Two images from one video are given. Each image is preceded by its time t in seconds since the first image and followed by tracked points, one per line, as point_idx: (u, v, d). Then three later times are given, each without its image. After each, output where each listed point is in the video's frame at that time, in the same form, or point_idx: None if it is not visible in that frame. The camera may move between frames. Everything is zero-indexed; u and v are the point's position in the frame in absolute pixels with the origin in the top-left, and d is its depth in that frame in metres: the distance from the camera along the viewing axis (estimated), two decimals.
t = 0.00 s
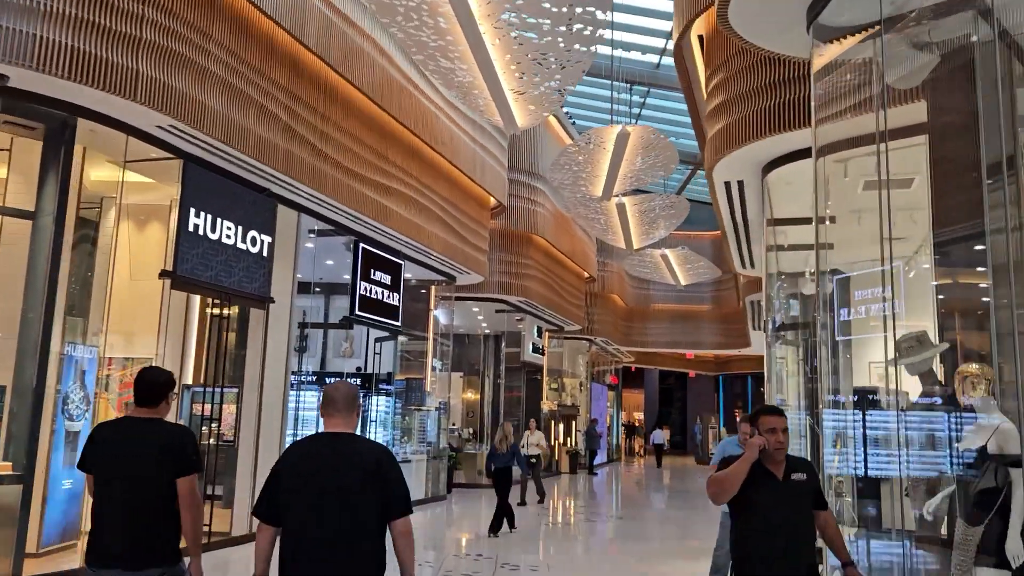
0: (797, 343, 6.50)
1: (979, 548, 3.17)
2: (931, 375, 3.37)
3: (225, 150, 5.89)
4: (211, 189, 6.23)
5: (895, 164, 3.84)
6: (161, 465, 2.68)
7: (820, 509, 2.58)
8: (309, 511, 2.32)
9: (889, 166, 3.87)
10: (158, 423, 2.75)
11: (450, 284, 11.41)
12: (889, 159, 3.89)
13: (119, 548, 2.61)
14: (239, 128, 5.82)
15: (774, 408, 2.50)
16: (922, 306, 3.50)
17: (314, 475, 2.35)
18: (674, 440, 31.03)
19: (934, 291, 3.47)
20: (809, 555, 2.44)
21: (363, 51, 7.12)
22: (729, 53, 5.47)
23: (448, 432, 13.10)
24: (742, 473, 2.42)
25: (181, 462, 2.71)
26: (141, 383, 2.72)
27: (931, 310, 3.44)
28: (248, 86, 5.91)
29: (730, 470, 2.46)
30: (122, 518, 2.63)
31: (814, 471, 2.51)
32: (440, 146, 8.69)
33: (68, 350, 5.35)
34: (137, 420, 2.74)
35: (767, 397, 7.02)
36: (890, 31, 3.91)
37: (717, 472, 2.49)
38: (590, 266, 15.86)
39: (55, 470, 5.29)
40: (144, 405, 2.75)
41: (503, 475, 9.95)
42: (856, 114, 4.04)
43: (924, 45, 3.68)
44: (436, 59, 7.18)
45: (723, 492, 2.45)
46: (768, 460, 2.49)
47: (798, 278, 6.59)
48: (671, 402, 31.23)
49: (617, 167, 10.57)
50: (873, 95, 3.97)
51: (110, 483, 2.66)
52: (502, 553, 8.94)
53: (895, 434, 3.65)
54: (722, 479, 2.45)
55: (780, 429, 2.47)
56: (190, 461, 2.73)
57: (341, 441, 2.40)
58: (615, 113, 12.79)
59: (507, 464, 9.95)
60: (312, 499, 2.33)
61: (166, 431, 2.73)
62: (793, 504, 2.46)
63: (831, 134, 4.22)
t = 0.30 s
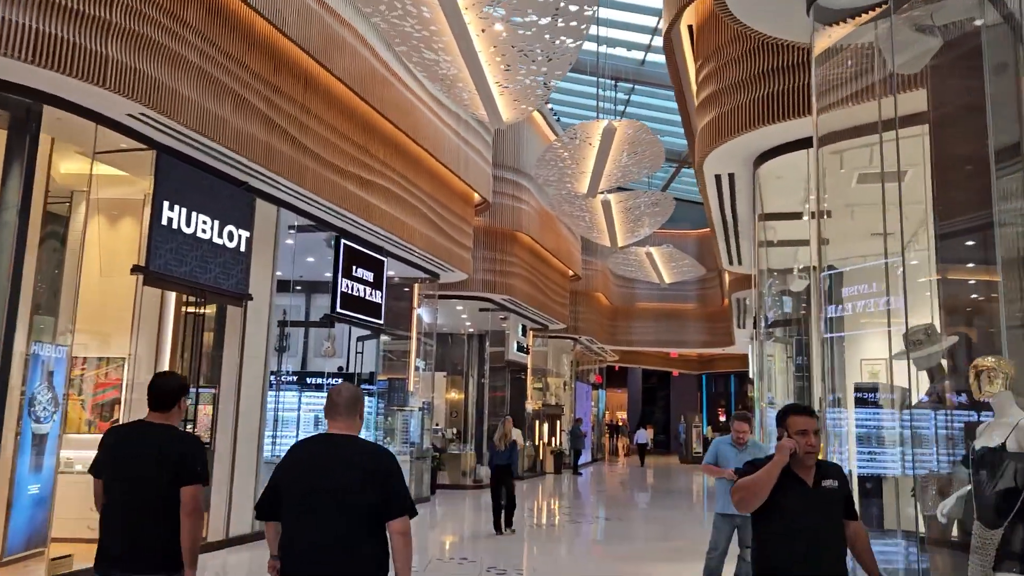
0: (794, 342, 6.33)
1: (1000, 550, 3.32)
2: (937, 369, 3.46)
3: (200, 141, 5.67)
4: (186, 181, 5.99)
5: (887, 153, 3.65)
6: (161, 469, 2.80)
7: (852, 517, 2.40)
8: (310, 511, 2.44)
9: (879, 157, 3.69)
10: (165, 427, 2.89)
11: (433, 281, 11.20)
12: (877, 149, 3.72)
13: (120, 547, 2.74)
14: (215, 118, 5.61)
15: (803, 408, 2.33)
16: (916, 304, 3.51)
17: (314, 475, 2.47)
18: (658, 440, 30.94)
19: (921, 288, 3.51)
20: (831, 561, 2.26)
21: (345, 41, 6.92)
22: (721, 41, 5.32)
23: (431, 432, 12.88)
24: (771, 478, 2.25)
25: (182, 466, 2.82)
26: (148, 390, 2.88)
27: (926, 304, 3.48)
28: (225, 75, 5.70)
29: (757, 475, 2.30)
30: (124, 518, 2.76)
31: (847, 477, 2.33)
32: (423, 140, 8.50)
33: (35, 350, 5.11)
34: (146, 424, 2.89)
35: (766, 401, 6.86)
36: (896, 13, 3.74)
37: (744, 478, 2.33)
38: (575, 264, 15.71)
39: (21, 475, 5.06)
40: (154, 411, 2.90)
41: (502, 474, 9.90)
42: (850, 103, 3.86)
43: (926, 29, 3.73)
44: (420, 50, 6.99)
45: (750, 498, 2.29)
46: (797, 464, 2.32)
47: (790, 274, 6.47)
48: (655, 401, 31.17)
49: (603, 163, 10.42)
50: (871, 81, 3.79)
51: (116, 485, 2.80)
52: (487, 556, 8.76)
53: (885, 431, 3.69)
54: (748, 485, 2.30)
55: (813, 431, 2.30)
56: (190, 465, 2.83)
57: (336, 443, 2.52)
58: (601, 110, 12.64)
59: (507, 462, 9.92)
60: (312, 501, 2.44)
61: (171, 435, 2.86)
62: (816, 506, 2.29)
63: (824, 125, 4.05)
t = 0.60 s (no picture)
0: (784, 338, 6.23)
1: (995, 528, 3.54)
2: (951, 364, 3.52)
3: (173, 132, 5.44)
4: (158, 174, 5.76)
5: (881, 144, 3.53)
6: (170, 465, 2.73)
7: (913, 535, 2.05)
8: (313, 510, 2.45)
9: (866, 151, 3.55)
10: (167, 429, 2.80)
11: (417, 279, 11.00)
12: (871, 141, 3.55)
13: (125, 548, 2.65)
14: (187, 107, 5.37)
15: (854, 412, 2.01)
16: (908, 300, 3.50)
17: (319, 476, 2.47)
18: (643, 436, 30.89)
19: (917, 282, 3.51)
20: None
21: (324, 29, 6.70)
22: (713, 29, 5.15)
23: (415, 432, 12.66)
24: (822, 492, 1.93)
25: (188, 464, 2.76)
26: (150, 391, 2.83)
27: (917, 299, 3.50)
28: (198, 63, 5.47)
29: (800, 487, 1.99)
30: (129, 516, 2.67)
31: (906, 488, 2.01)
32: (405, 133, 8.29)
33: None
34: (147, 424, 2.82)
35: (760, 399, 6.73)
36: None
37: (787, 492, 2.01)
38: (560, 260, 15.54)
39: None
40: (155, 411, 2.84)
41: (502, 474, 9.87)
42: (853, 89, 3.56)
43: (933, 10, 3.58)
44: (401, 40, 6.77)
45: (797, 516, 1.97)
46: (850, 475, 2.00)
47: (781, 270, 6.35)
48: (640, 397, 31.12)
49: (589, 157, 10.26)
50: (877, 65, 3.55)
51: (116, 485, 2.70)
52: (473, 557, 8.59)
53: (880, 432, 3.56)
54: (793, 500, 1.98)
55: (867, 440, 1.98)
56: (197, 464, 2.77)
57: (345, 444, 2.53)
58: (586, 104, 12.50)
59: (506, 463, 9.89)
60: (313, 499, 2.46)
61: (175, 434, 2.80)
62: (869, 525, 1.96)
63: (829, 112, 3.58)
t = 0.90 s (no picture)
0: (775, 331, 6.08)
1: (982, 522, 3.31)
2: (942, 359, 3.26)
3: (145, 120, 5.22)
4: (128, 165, 5.52)
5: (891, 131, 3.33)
6: (158, 474, 2.84)
7: (949, 540, 1.89)
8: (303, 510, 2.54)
9: (863, 139, 3.34)
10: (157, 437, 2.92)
11: (400, 275, 10.81)
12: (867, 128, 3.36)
13: (113, 555, 2.76)
14: (160, 94, 5.16)
15: (887, 410, 1.86)
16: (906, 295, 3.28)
17: (310, 477, 2.57)
18: (628, 434, 30.84)
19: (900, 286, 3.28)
20: None
21: (303, 16, 6.49)
22: (704, 15, 5.00)
23: (398, 430, 12.46)
24: (854, 502, 1.79)
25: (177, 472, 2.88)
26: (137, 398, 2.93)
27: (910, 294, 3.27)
28: (170, 49, 5.24)
29: (828, 501, 1.86)
30: (117, 523, 2.78)
31: (944, 493, 1.86)
32: (388, 125, 8.09)
33: None
34: (136, 431, 2.93)
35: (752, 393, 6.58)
36: None
37: (814, 506, 1.90)
38: (546, 256, 15.38)
39: None
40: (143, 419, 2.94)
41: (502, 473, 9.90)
42: (855, 73, 3.35)
43: None
44: (383, 28, 6.58)
45: (828, 535, 1.84)
46: (883, 480, 1.85)
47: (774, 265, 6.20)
48: (625, 395, 31.02)
49: (575, 151, 10.10)
50: (878, 49, 3.36)
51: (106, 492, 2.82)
52: (459, 557, 8.41)
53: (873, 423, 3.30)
54: (824, 513, 1.85)
55: (901, 440, 1.84)
56: (184, 471, 2.89)
57: (331, 446, 2.64)
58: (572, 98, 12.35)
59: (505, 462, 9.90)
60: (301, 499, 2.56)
61: (163, 441, 2.92)
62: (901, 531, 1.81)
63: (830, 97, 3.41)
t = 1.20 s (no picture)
0: (766, 323, 5.99)
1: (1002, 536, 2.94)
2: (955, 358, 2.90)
3: (109, 106, 4.98)
4: (94, 153, 5.28)
5: (892, 114, 3.16)
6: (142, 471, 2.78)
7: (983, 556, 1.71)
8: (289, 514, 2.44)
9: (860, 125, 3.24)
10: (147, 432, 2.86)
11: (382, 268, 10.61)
12: (864, 114, 3.26)
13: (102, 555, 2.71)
14: (125, 78, 4.92)
15: (907, 409, 1.71)
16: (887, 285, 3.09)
17: (293, 477, 2.47)
18: (614, 427, 30.79)
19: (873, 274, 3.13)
20: None
21: None
22: None
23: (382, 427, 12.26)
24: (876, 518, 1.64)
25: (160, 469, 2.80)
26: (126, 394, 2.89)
27: (898, 287, 3.05)
28: (135, 30, 4.99)
29: (842, 516, 1.70)
30: (104, 521, 2.74)
31: (980, 503, 1.71)
32: (368, 113, 7.87)
33: None
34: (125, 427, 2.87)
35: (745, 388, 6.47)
36: None
37: (825, 523, 1.73)
38: (531, 249, 15.22)
39: None
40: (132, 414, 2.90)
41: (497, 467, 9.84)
42: (859, 54, 3.29)
43: None
44: (361, 13, 6.34)
45: (841, 558, 1.68)
46: (907, 491, 1.69)
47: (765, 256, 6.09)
48: (611, 389, 30.94)
49: (561, 141, 9.92)
50: (884, 26, 3.21)
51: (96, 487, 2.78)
52: (445, 556, 8.22)
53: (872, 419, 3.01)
54: (842, 530, 1.68)
55: (925, 443, 1.68)
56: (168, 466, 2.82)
57: (316, 446, 2.53)
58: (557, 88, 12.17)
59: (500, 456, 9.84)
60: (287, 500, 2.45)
61: (151, 434, 2.86)
62: (918, 531, 1.67)
63: (833, 79, 3.41)
